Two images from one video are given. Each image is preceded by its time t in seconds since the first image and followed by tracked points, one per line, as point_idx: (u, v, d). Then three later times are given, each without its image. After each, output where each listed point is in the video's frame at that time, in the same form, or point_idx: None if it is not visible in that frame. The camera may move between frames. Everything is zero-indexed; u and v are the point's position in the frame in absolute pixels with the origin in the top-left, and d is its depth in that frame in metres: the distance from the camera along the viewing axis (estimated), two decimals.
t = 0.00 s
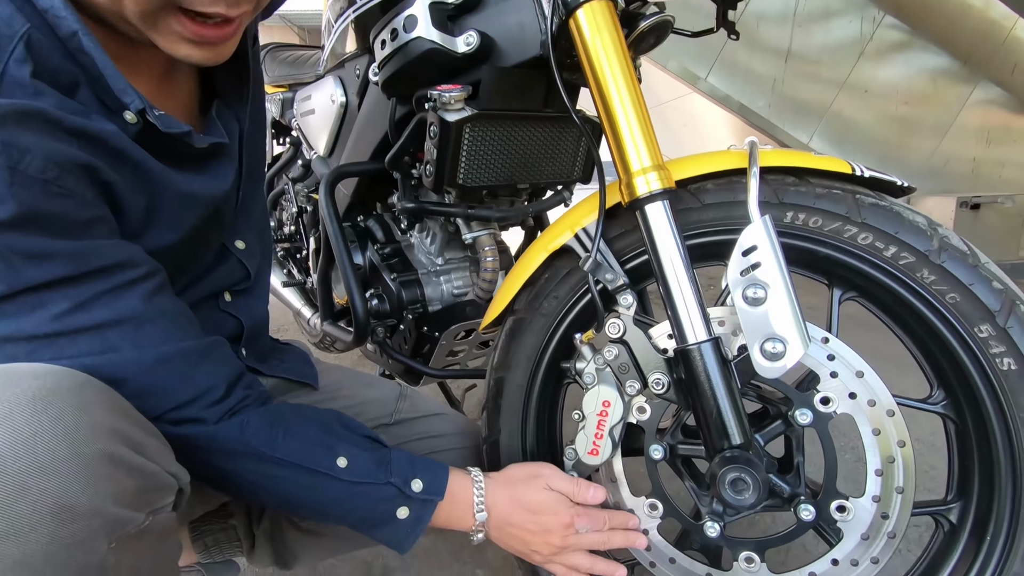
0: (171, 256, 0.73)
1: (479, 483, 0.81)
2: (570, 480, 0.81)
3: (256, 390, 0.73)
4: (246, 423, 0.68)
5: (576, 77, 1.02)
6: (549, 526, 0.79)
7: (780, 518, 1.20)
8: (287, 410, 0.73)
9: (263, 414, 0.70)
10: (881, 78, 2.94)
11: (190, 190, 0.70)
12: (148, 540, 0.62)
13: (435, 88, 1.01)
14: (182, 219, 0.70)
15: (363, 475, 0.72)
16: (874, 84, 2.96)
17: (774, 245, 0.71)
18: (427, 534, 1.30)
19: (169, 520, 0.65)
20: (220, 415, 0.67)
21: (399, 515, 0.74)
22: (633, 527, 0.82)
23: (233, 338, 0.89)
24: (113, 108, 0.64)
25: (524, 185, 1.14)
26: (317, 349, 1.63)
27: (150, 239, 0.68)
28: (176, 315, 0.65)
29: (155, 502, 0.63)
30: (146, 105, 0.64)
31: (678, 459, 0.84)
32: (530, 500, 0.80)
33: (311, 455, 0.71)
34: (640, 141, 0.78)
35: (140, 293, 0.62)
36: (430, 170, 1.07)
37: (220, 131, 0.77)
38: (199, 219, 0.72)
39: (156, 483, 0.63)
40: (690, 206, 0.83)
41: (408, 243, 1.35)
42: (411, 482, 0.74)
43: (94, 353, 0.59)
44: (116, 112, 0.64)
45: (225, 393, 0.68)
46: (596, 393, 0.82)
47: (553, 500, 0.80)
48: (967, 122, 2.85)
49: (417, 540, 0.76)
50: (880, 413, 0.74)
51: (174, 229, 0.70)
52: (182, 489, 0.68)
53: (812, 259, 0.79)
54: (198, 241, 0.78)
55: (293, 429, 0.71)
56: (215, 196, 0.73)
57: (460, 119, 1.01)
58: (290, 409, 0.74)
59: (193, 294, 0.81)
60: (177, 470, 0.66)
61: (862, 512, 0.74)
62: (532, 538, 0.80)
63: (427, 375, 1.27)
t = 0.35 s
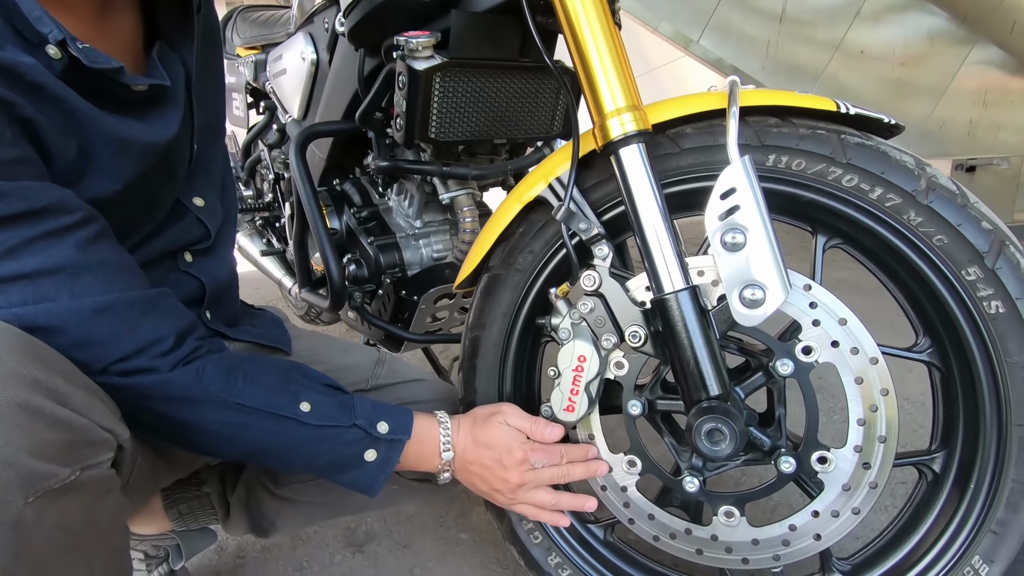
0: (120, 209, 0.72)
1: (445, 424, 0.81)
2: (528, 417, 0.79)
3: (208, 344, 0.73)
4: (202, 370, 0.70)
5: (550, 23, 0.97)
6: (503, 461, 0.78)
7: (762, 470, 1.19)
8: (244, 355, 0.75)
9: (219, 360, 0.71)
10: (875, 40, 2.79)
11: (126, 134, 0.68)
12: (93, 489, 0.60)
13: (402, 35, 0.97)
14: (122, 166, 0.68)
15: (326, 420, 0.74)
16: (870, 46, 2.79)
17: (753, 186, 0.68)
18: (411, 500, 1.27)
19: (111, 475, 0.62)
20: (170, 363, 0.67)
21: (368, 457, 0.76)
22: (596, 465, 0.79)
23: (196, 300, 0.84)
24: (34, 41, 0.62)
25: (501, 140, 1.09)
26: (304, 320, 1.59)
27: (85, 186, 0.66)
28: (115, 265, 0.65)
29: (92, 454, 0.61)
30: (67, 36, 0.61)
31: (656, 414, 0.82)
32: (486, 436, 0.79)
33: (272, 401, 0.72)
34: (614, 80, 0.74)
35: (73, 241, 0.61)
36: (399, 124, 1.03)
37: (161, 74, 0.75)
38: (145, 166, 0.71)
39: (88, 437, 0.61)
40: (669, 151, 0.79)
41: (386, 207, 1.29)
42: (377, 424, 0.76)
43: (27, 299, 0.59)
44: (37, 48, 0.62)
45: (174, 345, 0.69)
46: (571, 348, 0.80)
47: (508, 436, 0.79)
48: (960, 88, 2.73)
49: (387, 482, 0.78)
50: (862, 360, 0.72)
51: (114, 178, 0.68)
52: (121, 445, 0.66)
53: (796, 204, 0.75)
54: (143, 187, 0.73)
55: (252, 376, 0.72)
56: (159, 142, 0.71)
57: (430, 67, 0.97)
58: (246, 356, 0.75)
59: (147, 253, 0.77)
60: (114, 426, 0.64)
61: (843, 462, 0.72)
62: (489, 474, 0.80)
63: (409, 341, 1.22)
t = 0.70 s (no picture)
0: (86, 176, 0.71)
1: (441, 417, 0.79)
2: (540, 415, 0.77)
3: (183, 320, 0.71)
4: (168, 349, 0.67)
5: None
6: (515, 459, 0.77)
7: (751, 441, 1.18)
8: (218, 334, 0.72)
9: (187, 339, 0.69)
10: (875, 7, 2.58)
11: (78, 89, 0.66)
12: (57, 461, 0.58)
13: None
14: (81, 127, 0.67)
15: (304, 406, 0.71)
16: (871, 16, 2.58)
17: (742, 144, 0.65)
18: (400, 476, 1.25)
19: (78, 446, 0.60)
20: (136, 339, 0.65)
21: (351, 448, 0.73)
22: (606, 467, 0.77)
23: (170, 273, 0.82)
24: None
25: (486, 108, 1.06)
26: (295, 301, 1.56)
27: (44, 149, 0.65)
28: (75, 233, 0.63)
29: (56, 424, 0.59)
30: None
31: (641, 383, 0.80)
32: (496, 434, 0.77)
33: (246, 384, 0.70)
34: (596, 34, 0.71)
35: (27, 203, 0.60)
36: (379, 90, 1.00)
37: (119, 25, 0.71)
38: (103, 126, 0.69)
39: (50, 407, 0.59)
40: (656, 112, 0.76)
41: (371, 179, 1.26)
42: (361, 415, 0.73)
43: None
44: None
45: (143, 318, 0.66)
46: (555, 316, 0.78)
47: (520, 436, 0.77)
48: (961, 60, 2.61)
49: (372, 474, 0.76)
50: (852, 325, 0.70)
51: (73, 139, 0.67)
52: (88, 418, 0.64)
53: (786, 164, 0.72)
54: (108, 151, 0.72)
55: (223, 357, 0.70)
56: (119, 99, 0.69)
57: (408, 28, 0.94)
58: (222, 335, 0.72)
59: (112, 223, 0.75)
60: (78, 395, 0.62)
61: (832, 430, 0.71)
62: (496, 469, 0.78)
63: (396, 315, 1.19)
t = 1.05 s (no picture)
0: (57, 154, 0.71)
1: (425, 390, 0.78)
2: (524, 390, 0.75)
3: (155, 300, 0.72)
4: (136, 328, 0.67)
5: None
6: (498, 436, 0.76)
7: (747, 424, 1.17)
8: (189, 314, 0.72)
9: (157, 319, 0.68)
10: None
11: (38, 59, 0.64)
12: (18, 444, 0.57)
13: None
14: (44, 99, 0.65)
15: (280, 384, 0.71)
16: None
17: (736, 116, 0.63)
18: (393, 461, 1.24)
19: (42, 429, 0.60)
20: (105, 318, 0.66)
21: (333, 424, 0.73)
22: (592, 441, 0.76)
23: (148, 255, 0.82)
24: None
25: (476, 84, 1.02)
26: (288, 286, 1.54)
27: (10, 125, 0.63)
28: (39, 213, 0.64)
29: (18, 406, 0.58)
30: None
31: (634, 364, 0.79)
32: (479, 409, 0.76)
33: (219, 363, 0.70)
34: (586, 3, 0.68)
35: None
36: (365, 65, 0.98)
37: None
38: (70, 100, 0.67)
39: (10, 389, 0.58)
40: (648, 84, 0.74)
41: (361, 160, 1.23)
42: (342, 390, 0.73)
43: None
44: None
45: (113, 299, 0.67)
46: (546, 296, 0.75)
47: (503, 411, 0.75)
48: (966, 38, 2.53)
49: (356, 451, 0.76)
50: (849, 303, 0.68)
51: (38, 114, 0.65)
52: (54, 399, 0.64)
53: (783, 138, 0.70)
54: (81, 128, 0.72)
55: (192, 338, 0.69)
56: (84, 71, 0.67)
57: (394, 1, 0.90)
58: (193, 314, 0.72)
59: (83, 205, 0.75)
60: (40, 375, 0.62)
61: (827, 410, 0.70)
62: (480, 445, 0.77)
63: (388, 298, 1.15)
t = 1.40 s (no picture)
0: (40, 139, 0.70)
1: (422, 362, 0.77)
2: (519, 351, 0.73)
3: (142, 287, 0.71)
4: (120, 313, 0.66)
5: None
6: (496, 401, 0.74)
7: (743, 411, 1.16)
8: (175, 297, 0.71)
9: (141, 304, 0.68)
10: None
11: (19, 42, 0.62)
12: (5, 432, 0.56)
13: None
14: (26, 83, 0.64)
15: (272, 360, 0.70)
16: None
17: (731, 96, 0.61)
18: (390, 449, 1.24)
19: (29, 417, 0.59)
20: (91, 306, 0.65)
21: (331, 401, 0.73)
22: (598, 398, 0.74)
23: (138, 244, 0.81)
24: None
25: (470, 67, 1.01)
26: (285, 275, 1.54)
27: None
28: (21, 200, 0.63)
29: (4, 395, 0.58)
30: None
31: (628, 350, 0.78)
32: (475, 374, 0.74)
33: (209, 344, 0.69)
34: None
35: None
36: (356, 49, 0.97)
37: None
38: (53, 83, 0.66)
39: None
40: (643, 66, 0.72)
41: (355, 146, 1.21)
42: (336, 365, 0.73)
43: None
44: None
45: (100, 287, 0.66)
46: (539, 283, 0.75)
47: (499, 375, 0.74)
48: (969, 20, 2.49)
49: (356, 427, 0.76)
50: (844, 287, 0.67)
51: (20, 99, 0.64)
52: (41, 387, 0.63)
53: (780, 120, 0.69)
54: (64, 112, 0.71)
55: (179, 320, 0.69)
56: (66, 53, 0.66)
57: None
58: (178, 298, 0.71)
59: (69, 193, 0.74)
60: (26, 362, 0.62)
61: (823, 395, 0.69)
62: (480, 411, 0.76)
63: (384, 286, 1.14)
